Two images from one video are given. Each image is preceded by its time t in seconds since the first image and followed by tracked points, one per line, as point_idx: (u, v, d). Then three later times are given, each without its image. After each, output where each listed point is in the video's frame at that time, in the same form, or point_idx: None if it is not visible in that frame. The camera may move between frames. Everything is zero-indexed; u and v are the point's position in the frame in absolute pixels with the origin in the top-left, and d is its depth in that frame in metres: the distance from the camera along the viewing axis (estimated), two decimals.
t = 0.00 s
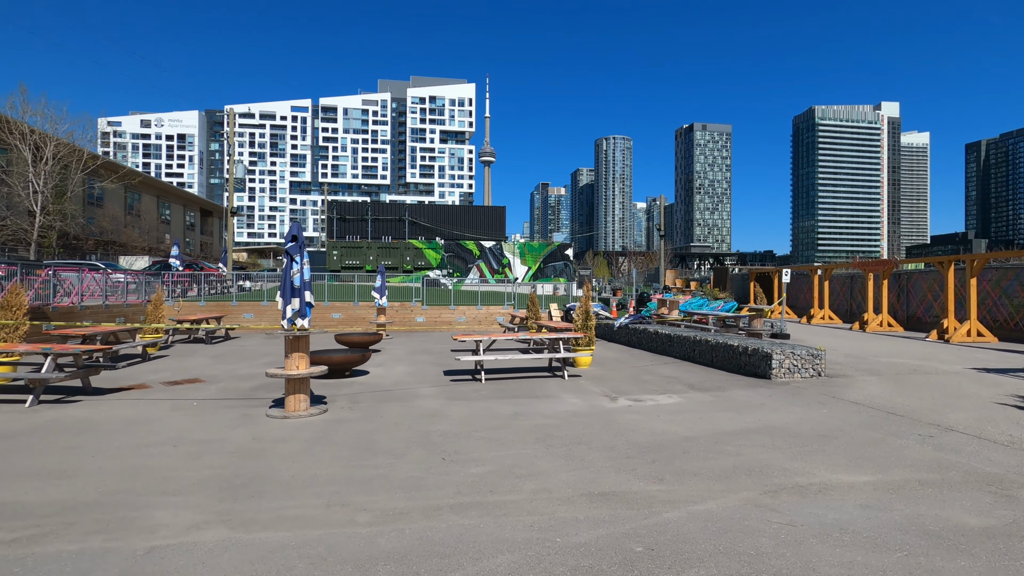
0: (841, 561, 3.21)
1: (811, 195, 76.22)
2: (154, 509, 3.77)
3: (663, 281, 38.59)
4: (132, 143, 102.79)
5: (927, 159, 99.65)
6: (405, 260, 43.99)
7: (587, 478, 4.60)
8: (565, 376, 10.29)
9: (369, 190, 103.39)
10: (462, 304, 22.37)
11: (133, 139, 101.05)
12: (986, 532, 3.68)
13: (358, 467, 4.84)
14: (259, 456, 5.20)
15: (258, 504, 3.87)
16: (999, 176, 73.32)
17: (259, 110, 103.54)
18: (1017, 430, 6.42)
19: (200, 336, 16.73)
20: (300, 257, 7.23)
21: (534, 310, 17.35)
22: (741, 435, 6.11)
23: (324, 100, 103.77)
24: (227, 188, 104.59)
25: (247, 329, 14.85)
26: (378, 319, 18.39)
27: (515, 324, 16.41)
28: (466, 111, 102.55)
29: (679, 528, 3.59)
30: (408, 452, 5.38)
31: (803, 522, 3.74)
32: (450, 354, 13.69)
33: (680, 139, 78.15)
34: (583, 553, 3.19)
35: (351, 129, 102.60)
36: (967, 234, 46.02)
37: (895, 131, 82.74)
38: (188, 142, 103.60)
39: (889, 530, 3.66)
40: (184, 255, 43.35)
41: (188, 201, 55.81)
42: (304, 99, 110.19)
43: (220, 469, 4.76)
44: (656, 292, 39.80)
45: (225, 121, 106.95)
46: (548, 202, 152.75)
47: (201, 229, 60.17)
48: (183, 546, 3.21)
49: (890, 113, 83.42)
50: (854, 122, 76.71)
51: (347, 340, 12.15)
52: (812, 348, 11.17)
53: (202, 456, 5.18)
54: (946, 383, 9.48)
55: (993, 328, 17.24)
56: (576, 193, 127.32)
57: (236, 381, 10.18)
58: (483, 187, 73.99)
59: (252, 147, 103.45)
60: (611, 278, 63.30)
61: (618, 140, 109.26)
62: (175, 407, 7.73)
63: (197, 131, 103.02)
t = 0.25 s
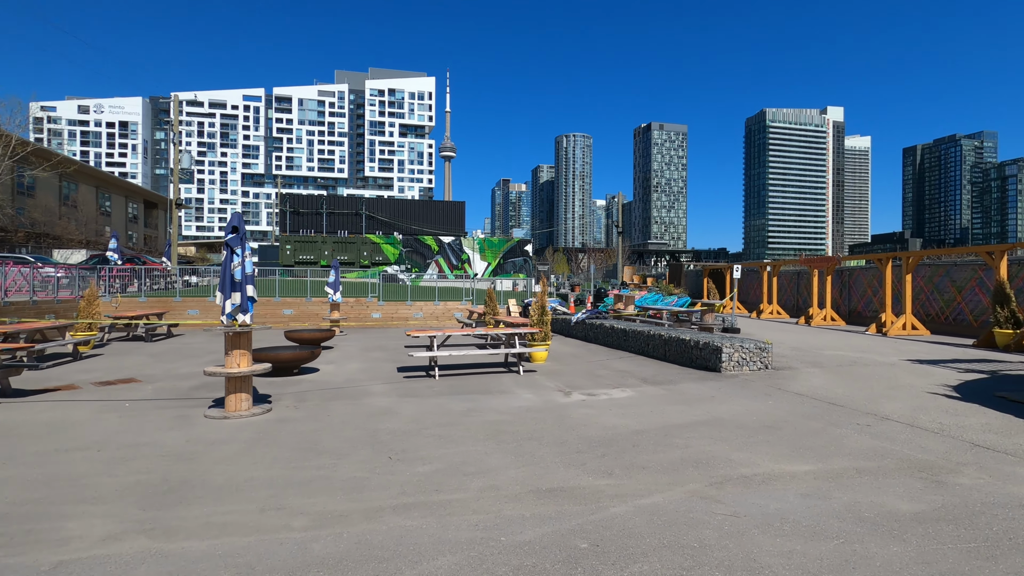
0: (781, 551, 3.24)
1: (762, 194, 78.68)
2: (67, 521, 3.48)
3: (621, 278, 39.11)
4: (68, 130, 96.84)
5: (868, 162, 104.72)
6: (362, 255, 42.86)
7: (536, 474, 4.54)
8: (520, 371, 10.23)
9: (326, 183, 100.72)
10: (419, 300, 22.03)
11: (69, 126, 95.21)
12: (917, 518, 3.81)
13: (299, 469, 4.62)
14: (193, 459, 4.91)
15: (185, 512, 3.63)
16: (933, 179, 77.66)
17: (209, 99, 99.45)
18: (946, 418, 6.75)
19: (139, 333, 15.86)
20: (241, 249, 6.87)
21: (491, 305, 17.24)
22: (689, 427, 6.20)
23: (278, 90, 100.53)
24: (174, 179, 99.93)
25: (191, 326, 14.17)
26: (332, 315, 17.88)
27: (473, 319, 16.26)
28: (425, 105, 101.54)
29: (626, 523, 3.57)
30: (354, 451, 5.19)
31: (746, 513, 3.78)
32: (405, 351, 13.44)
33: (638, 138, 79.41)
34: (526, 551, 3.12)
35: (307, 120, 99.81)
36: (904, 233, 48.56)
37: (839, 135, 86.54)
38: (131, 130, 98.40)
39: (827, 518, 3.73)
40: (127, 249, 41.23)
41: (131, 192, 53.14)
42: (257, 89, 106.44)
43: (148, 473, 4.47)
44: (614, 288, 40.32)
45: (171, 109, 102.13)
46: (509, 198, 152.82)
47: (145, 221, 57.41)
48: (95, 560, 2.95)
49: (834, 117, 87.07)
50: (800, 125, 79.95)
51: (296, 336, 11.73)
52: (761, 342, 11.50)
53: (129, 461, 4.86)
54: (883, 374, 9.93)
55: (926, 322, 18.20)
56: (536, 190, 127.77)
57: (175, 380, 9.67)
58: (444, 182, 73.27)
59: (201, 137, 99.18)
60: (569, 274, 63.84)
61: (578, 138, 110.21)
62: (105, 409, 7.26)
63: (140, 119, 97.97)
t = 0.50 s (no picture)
0: (723, 548, 3.24)
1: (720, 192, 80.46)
2: None
3: (584, 274, 39.39)
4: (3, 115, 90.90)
5: (820, 163, 108.68)
6: (322, 248, 41.13)
7: (484, 474, 4.45)
8: (477, 368, 10.11)
9: (285, 175, 97.82)
10: (378, 296, 21.59)
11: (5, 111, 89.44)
12: (855, 509, 3.89)
13: (235, 474, 4.40)
14: (121, 466, 4.62)
15: (105, 523, 3.39)
16: (880, 180, 81.20)
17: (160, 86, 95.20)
18: (886, 410, 6.99)
19: (77, 331, 14.99)
20: (179, 243, 6.47)
21: (452, 302, 17.04)
22: (642, 423, 6.23)
23: (234, 79, 97.04)
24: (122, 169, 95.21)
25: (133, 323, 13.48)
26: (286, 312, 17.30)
27: (432, 315, 16.04)
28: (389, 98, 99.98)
29: (572, 524, 3.51)
30: (296, 454, 4.99)
31: (691, 510, 3.79)
32: (361, 348, 13.13)
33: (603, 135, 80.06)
34: (467, 556, 3.03)
35: (265, 111, 96.73)
36: (853, 232, 50.52)
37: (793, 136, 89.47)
38: (74, 117, 93.18)
39: (769, 512, 3.77)
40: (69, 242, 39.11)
41: (74, 182, 50.48)
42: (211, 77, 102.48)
43: (69, 482, 4.17)
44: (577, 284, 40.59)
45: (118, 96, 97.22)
46: (473, 193, 152.07)
47: (90, 213, 54.60)
48: None
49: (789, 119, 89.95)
50: (757, 125, 82.27)
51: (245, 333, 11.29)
52: (715, 336, 11.72)
53: (49, 469, 4.53)
54: (830, 367, 10.25)
55: (871, 317, 18.94)
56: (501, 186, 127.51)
57: (113, 381, 9.16)
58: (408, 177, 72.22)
59: (152, 126, 94.83)
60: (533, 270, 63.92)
61: (542, 134, 110.44)
62: (30, 412, 6.79)
63: (84, 105, 92.91)
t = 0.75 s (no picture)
0: (674, 550, 3.18)
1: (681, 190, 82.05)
2: None
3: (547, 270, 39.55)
4: None
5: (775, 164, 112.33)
6: (277, 246, 40.89)
7: (432, 477, 4.31)
8: (434, 366, 9.93)
9: (241, 168, 94.55)
10: (336, 293, 21.08)
11: None
12: (802, 505, 3.92)
13: (165, 484, 4.11)
14: (36, 478, 4.26)
15: (9, 544, 3.09)
16: (831, 181, 84.47)
17: (105, 72, 90.55)
18: (833, 404, 7.17)
19: (5, 330, 14.02)
20: (109, 237, 6.06)
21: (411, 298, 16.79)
22: (597, 421, 6.20)
23: (186, 66, 93.07)
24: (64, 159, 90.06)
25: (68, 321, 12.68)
26: (238, 309, 16.66)
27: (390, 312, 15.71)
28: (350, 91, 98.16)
29: (519, 528, 3.41)
30: (235, 459, 4.72)
31: (641, 510, 3.74)
32: (315, 346, 12.74)
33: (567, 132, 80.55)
34: (406, 567, 2.89)
35: (220, 101, 93.21)
36: (805, 230, 52.31)
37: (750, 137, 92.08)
38: (10, 102, 87.62)
39: (718, 511, 3.76)
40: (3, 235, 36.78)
41: (10, 172, 47.58)
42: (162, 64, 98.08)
43: None
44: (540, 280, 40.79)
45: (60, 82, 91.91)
46: (437, 188, 150.88)
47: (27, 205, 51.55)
48: None
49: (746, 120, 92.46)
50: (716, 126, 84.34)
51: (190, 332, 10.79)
52: (672, 332, 11.86)
53: None
54: (781, 362, 10.49)
55: (821, 312, 19.60)
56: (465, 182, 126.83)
57: (40, 384, 8.56)
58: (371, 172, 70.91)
59: (96, 114, 90.06)
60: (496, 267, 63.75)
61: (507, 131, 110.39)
62: None
63: (21, 91, 87.41)
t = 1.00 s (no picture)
0: (628, 553, 3.08)
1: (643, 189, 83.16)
2: None
3: (511, 267, 39.43)
4: None
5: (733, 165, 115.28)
6: (232, 242, 39.30)
7: (381, 481, 4.10)
8: (392, 365, 9.67)
9: (195, 161, 89.39)
10: (292, 289, 20.40)
11: None
12: (757, 501, 3.90)
13: (85, 495, 3.78)
14: None
15: None
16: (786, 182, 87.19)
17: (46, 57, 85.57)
18: (787, 398, 7.26)
19: None
20: (32, 228, 5.60)
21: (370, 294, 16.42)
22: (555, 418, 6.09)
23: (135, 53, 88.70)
24: None
25: None
26: (187, 307, 15.91)
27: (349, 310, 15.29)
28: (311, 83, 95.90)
29: (469, 534, 3.25)
30: (167, 467, 4.40)
31: (597, 511, 3.64)
32: (268, 344, 12.25)
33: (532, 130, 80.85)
34: None
35: (172, 90, 89.17)
36: (762, 229, 53.75)
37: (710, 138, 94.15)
38: None
39: (675, 510, 3.68)
40: None
41: None
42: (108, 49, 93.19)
43: None
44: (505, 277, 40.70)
45: None
46: (401, 184, 148.92)
47: None
48: None
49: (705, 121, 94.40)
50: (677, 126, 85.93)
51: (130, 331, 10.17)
52: (632, 328, 11.89)
53: None
54: (738, 357, 10.63)
55: (776, 309, 20.07)
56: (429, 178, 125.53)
57: None
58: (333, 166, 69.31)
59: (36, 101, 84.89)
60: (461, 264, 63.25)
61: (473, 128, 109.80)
62: None
63: None
